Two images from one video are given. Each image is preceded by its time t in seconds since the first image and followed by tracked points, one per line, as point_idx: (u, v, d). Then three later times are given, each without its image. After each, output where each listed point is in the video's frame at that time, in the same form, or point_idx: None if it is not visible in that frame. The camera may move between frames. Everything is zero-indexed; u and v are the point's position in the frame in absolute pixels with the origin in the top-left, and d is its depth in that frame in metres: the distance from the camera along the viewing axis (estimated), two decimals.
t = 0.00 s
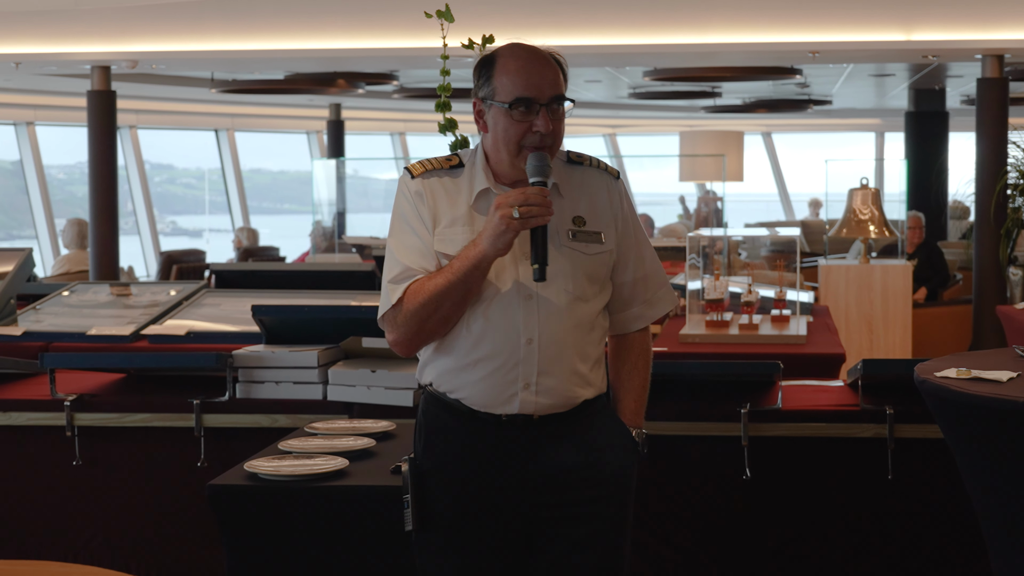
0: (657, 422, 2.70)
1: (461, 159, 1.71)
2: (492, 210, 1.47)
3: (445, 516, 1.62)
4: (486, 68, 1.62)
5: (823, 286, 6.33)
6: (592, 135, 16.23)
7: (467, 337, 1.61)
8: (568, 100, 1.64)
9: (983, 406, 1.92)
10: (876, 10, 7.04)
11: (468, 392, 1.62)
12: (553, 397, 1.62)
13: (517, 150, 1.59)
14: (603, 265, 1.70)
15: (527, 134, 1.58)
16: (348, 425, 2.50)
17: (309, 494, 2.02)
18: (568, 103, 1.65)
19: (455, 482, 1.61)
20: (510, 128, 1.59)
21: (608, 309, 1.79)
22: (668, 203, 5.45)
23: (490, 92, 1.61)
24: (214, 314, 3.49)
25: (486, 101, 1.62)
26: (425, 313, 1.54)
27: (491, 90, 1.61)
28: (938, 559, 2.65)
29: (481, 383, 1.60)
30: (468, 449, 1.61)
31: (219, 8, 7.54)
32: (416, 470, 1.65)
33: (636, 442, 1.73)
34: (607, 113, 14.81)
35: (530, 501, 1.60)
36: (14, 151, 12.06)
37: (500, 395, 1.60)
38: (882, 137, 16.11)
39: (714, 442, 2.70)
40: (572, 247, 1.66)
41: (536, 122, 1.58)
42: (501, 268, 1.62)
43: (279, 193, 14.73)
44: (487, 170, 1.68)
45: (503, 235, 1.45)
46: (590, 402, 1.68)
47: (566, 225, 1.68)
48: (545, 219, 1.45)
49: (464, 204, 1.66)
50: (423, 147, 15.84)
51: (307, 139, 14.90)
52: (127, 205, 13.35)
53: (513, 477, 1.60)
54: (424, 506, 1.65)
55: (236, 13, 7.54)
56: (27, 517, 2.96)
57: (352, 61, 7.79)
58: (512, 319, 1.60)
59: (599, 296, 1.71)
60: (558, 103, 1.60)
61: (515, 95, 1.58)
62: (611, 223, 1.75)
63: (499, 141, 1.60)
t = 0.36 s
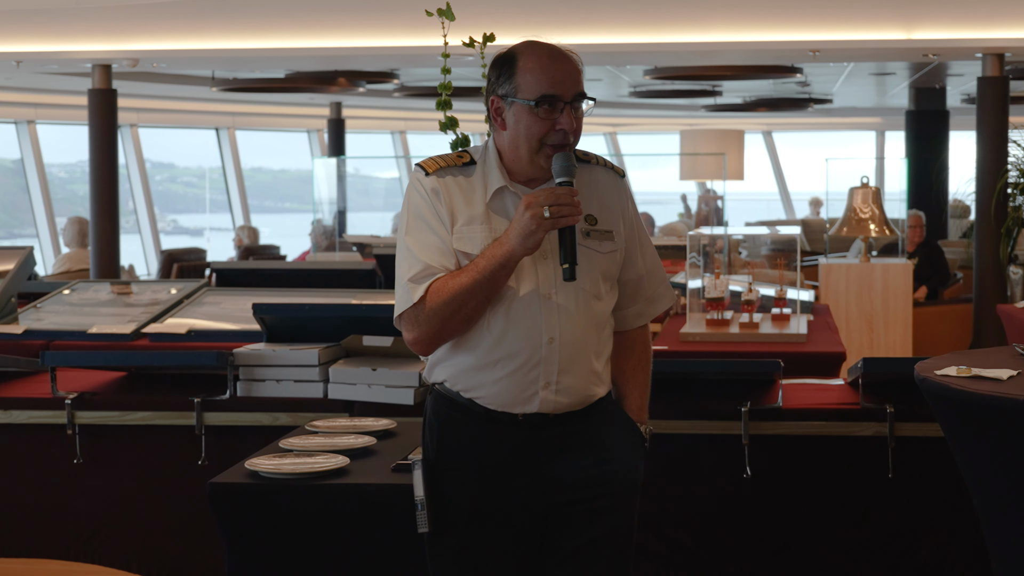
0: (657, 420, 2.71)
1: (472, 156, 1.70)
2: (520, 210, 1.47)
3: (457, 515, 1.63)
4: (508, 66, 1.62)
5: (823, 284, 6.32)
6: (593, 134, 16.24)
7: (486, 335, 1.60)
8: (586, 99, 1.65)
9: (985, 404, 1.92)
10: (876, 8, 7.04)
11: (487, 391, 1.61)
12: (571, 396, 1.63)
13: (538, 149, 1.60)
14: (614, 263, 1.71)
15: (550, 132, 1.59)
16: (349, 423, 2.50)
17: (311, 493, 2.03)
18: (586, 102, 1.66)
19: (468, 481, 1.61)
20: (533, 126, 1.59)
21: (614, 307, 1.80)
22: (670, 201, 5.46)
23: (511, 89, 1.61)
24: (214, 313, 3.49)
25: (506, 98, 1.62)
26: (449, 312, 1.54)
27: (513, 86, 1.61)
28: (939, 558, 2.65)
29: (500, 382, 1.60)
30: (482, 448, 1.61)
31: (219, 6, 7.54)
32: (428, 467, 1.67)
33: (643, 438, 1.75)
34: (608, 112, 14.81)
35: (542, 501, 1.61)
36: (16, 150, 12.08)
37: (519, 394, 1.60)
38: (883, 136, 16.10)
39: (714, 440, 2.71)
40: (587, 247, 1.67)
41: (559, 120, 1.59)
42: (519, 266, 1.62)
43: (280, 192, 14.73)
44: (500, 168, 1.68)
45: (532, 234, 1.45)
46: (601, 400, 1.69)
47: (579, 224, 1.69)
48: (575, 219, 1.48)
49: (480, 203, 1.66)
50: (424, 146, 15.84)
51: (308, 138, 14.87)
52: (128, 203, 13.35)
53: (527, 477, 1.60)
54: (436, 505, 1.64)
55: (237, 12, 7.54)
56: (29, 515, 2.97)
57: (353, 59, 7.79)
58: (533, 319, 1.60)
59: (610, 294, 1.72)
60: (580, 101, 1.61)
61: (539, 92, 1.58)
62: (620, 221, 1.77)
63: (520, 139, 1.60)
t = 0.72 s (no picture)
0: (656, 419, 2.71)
1: (480, 155, 1.71)
2: (518, 207, 1.46)
3: (459, 513, 1.63)
4: (506, 63, 1.64)
5: (823, 283, 6.32)
6: (593, 133, 16.23)
7: (488, 333, 1.60)
8: (587, 97, 1.64)
9: (984, 403, 1.92)
10: (876, 8, 7.04)
11: (489, 389, 1.61)
12: (573, 395, 1.62)
13: (535, 146, 1.61)
14: (620, 264, 1.71)
15: (545, 130, 1.60)
16: (349, 422, 2.50)
17: (311, 492, 2.03)
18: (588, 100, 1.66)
19: (470, 479, 1.62)
20: (528, 124, 1.60)
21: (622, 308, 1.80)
22: (669, 200, 5.46)
23: (509, 87, 1.62)
24: (214, 312, 3.50)
25: (505, 96, 1.63)
26: (449, 308, 1.54)
27: (511, 84, 1.62)
28: (939, 557, 2.65)
29: (502, 380, 1.60)
30: (485, 447, 1.61)
31: (219, 5, 7.54)
32: (432, 467, 1.66)
33: (648, 439, 1.74)
34: (607, 111, 14.81)
35: (544, 501, 1.61)
36: (16, 150, 12.08)
37: (521, 392, 1.60)
38: (882, 135, 16.09)
39: (714, 439, 2.71)
40: (592, 246, 1.67)
41: (555, 117, 1.59)
42: (523, 264, 1.61)
43: (281, 191, 14.73)
44: (506, 166, 1.68)
45: (530, 231, 1.44)
46: (605, 400, 1.69)
47: (586, 224, 1.69)
48: (572, 213, 1.45)
49: (485, 200, 1.66)
50: (424, 145, 15.84)
51: (308, 138, 14.83)
52: (127, 203, 13.34)
53: (531, 475, 1.61)
54: (438, 503, 1.65)
55: (236, 12, 7.54)
56: (29, 514, 2.97)
57: (353, 59, 7.79)
58: (535, 318, 1.60)
59: (617, 295, 1.72)
60: (578, 99, 1.61)
61: (535, 89, 1.59)
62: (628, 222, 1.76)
63: (516, 137, 1.61)
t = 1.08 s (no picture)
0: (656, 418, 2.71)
1: (484, 153, 1.71)
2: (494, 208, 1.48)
3: (454, 510, 1.63)
4: (498, 63, 1.65)
5: (822, 282, 6.32)
6: (593, 132, 16.24)
7: (479, 331, 1.63)
8: (579, 96, 1.63)
9: (983, 401, 1.92)
10: (875, 7, 7.04)
11: (480, 386, 1.63)
12: (563, 394, 1.62)
13: (521, 145, 1.61)
14: (620, 264, 1.70)
15: (529, 128, 1.59)
16: (349, 421, 2.50)
17: (311, 490, 2.03)
18: (580, 100, 1.64)
19: (466, 476, 1.62)
20: (513, 122, 1.60)
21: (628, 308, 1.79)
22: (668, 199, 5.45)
23: (499, 86, 1.63)
24: (214, 312, 3.50)
25: (497, 95, 1.64)
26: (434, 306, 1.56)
27: (500, 83, 1.63)
28: (937, 556, 2.66)
29: (491, 378, 1.62)
30: (481, 444, 1.62)
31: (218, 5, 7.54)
32: (430, 464, 1.67)
33: (651, 442, 1.71)
34: (607, 111, 14.81)
35: (538, 499, 1.61)
36: (15, 150, 12.07)
37: (509, 390, 1.61)
38: (882, 134, 16.09)
39: (714, 438, 2.71)
40: (589, 246, 1.67)
41: (538, 115, 1.59)
42: (515, 262, 1.63)
43: (280, 191, 14.73)
44: (506, 165, 1.68)
45: (503, 231, 1.45)
46: (603, 400, 1.68)
47: (584, 224, 1.69)
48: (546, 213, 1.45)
49: (481, 198, 1.66)
50: (424, 145, 15.85)
51: (307, 137, 14.80)
52: (127, 203, 13.32)
53: (527, 473, 1.61)
54: (435, 499, 1.65)
55: (235, 11, 7.53)
56: (29, 514, 2.97)
57: (352, 59, 7.79)
58: (525, 317, 1.62)
59: (617, 295, 1.71)
60: (565, 97, 1.60)
61: (518, 88, 1.60)
62: (632, 223, 1.75)
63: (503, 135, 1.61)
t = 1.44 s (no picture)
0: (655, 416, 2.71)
1: (486, 152, 1.71)
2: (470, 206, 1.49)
3: (452, 505, 1.63)
4: (488, 62, 1.66)
5: (822, 282, 6.33)
6: (592, 132, 16.25)
7: (469, 329, 1.65)
8: (567, 95, 1.62)
9: (983, 399, 1.92)
10: (874, 6, 7.04)
11: (471, 385, 1.65)
12: (550, 393, 1.62)
13: (505, 143, 1.62)
14: (613, 263, 1.68)
15: (512, 126, 1.60)
16: (348, 420, 2.50)
17: (311, 490, 2.03)
18: (569, 98, 1.63)
19: (463, 472, 1.63)
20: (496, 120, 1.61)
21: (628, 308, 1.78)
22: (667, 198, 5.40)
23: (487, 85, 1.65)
24: (214, 311, 3.50)
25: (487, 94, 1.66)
26: (421, 303, 1.59)
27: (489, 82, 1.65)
28: (935, 554, 2.66)
29: (480, 376, 1.63)
30: (478, 441, 1.62)
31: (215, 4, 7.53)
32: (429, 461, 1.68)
33: (647, 443, 1.71)
34: (606, 110, 14.81)
35: (533, 496, 1.61)
36: (14, 150, 12.07)
37: (497, 389, 1.62)
38: (881, 133, 16.11)
39: (714, 436, 2.71)
40: (580, 246, 1.66)
41: (519, 113, 1.59)
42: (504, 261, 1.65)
43: (280, 191, 14.73)
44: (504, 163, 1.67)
45: (475, 229, 1.47)
46: (596, 400, 1.67)
47: (578, 223, 1.69)
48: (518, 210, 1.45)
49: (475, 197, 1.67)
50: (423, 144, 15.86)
51: (306, 136, 14.78)
52: (127, 203, 13.31)
53: (522, 470, 1.62)
54: (432, 495, 1.66)
55: (233, 10, 7.53)
56: (29, 513, 2.97)
57: (351, 58, 7.79)
58: (512, 316, 1.63)
59: (612, 295, 1.70)
60: (548, 95, 1.60)
61: (501, 86, 1.61)
62: (630, 222, 1.74)
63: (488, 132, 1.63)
